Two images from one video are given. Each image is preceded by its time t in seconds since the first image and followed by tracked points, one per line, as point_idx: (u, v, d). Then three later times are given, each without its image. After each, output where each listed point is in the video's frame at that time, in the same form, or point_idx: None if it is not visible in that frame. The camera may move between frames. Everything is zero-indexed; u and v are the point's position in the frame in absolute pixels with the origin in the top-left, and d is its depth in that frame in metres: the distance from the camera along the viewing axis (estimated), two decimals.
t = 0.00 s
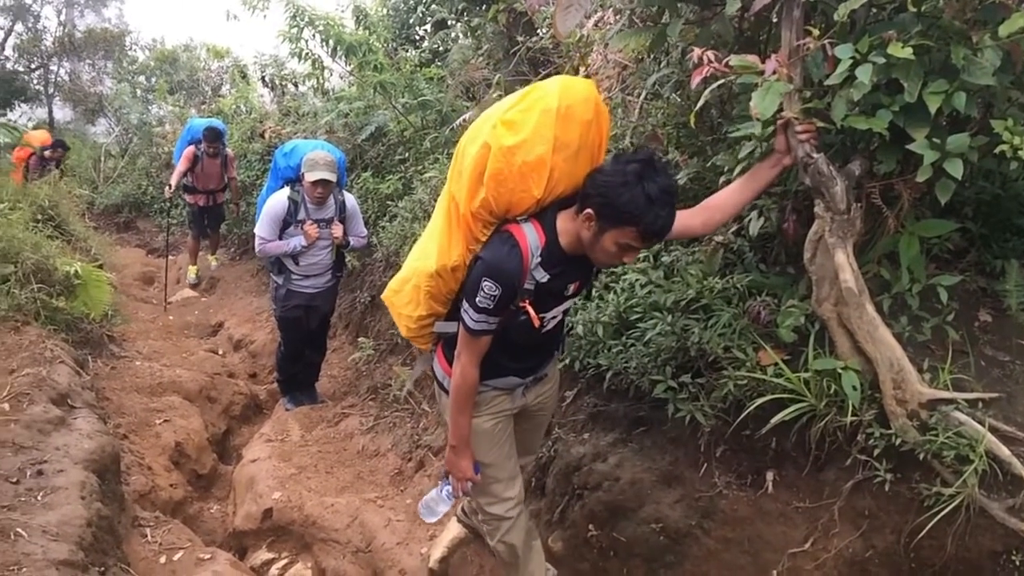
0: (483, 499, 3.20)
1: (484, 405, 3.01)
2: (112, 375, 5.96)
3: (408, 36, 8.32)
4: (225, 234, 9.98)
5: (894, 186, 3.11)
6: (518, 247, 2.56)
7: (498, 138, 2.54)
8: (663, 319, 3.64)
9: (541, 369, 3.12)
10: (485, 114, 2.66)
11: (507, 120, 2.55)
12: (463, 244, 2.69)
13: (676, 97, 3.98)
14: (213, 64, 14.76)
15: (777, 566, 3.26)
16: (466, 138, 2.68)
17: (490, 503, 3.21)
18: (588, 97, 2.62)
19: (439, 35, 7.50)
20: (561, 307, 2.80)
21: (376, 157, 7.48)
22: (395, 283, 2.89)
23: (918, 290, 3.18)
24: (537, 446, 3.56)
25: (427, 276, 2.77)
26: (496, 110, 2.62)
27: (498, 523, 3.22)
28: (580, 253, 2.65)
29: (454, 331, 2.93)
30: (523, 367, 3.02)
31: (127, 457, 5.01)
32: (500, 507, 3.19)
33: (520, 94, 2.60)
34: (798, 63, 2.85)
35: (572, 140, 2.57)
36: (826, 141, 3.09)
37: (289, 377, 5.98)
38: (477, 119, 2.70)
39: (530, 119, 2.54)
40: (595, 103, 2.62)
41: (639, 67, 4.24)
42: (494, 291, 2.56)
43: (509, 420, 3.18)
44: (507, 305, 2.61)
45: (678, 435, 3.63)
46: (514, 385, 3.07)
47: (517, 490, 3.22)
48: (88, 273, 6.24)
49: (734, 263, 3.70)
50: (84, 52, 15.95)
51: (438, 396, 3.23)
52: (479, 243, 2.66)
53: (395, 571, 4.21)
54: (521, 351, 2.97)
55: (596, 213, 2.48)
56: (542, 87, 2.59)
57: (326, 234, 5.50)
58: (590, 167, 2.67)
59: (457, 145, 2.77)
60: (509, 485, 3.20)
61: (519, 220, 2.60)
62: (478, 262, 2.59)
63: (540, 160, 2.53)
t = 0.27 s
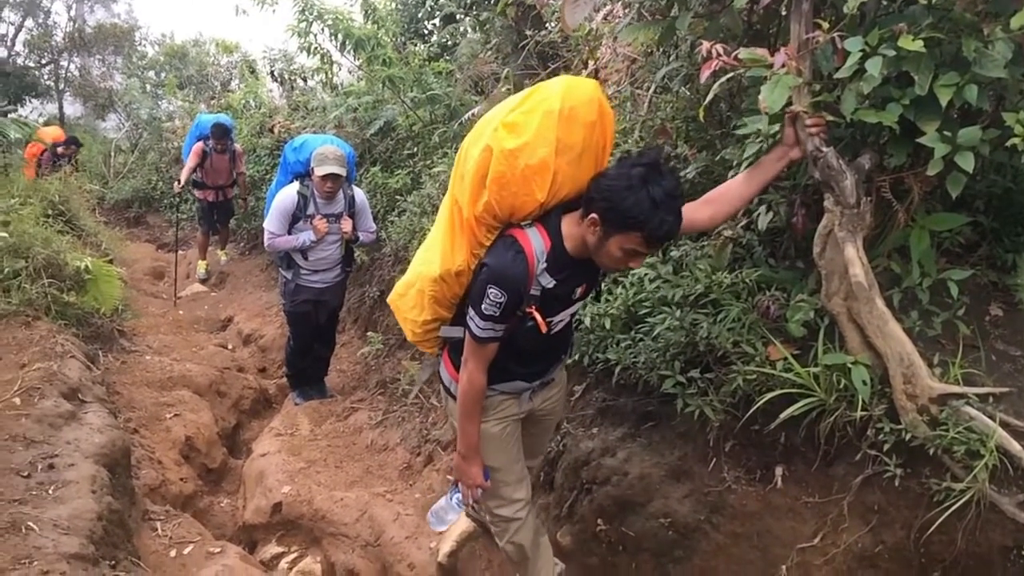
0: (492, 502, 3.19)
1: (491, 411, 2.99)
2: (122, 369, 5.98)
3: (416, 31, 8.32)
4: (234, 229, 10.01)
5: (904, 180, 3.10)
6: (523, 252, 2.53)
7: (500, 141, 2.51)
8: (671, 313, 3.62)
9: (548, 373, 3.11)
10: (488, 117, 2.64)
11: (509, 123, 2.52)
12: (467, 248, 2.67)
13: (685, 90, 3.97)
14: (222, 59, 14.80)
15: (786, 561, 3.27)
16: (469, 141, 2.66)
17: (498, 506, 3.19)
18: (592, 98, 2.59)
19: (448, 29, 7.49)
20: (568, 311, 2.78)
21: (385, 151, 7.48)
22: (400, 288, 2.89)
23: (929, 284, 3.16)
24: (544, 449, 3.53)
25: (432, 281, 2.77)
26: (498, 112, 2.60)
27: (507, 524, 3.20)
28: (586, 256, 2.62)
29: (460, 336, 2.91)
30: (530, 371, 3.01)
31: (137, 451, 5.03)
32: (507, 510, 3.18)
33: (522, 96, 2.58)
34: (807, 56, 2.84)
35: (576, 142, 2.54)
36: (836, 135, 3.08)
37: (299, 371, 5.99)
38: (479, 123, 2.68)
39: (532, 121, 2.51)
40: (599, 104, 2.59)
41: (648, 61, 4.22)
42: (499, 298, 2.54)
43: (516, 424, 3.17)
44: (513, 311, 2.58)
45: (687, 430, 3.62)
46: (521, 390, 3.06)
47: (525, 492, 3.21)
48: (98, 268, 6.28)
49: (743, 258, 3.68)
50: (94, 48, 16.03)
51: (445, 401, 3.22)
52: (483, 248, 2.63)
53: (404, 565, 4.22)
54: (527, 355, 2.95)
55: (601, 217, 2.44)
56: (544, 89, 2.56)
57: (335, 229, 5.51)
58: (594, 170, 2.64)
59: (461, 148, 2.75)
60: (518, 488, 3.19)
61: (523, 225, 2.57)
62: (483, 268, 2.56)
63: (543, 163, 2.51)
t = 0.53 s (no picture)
0: (498, 506, 3.19)
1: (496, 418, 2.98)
2: (129, 364, 6.00)
3: (423, 25, 8.31)
4: (241, 224, 10.03)
5: (911, 175, 3.09)
6: (525, 259, 2.52)
7: (495, 146, 2.49)
8: (677, 309, 3.61)
9: (553, 379, 3.10)
10: (482, 121, 2.62)
11: (503, 128, 2.50)
12: (467, 255, 2.65)
13: (691, 85, 3.96)
14: (229, 54, 14.81)
15: (792, 556, 3.28)
16: (464, 146, 2.64)
17: (504, 510, 3.19)
18: (587, 99, 2.56)
19: (454, 24, 7.48)
20: (572, 317, 2.76)
21: (391, 146, 7.47)
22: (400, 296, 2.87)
23: (936, 279, 3.15)
24: (550, 453, 3.55)
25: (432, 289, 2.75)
26: (493, 116, 2.58)
27: (512, 527, 3.21)
28: (588, 260, 2.60)
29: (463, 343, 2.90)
30: (535, 377, 3.00)
31: (144, 445, 5.05)
32: (513, 513, 3.18)
33: (516, 99, 2.56)
34: (813, 51, 2.85)
35: (573, 145, 2.53)
36: (842, 130, 3.07)
37: (305, 366, 6.01)
38: (474, 127, 2.66)
39: (527, 125, 2.49)
40: (595, 105, 2.57)
41: (655, 56, 4.21)
42: (502, 307, 2.52)
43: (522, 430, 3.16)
44: (516, 320, 2.57)
45: (692, 425, 3.62)
46: (526, 396, 3.05)
47: (530, 496, 3.21)
48: (105, 264, 6.30)
49: (749, 253, 3.68)
50: (101, 44, 16.06)
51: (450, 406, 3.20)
52: (485, 256, 2.60)
53: (410, 560, 4.23)
54: (532, 362, 2.94)
55: (602, 224, 2.43)
56: (538, 92, 2.54)
57: (342, 224, 5.51)
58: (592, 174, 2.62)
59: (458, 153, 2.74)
60: (523, 492, 3.19)
61: (524, 231, 2.56)
62: (485, 277, 2.55)
63: (540, 167, 2.49)
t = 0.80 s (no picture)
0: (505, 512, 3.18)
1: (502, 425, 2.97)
2: (135, 359, 6.02)
3: (427, 20, 8.29)
4: (246, 219, 10.04)
5: (917, 169, 3.09)
6: (528, 267, 2.49)
7: (490, 153, 2.45)
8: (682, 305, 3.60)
9: (560, 382, 3.09)
10: (477, 127, 2.58)
11: (497, 134, 2.46)
12: (467, 263, 2.62)
13: (697, 80, 3.95)
14: (233, 49, 14.81)
15: (797, 552, 3.28)
16: (460, 153, 2.60)
17: (511, 515, 3.19)
18: (581, 101, 2.52)
19: (459, 19, 7.47)
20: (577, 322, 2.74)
21: (396, 142, 7.46)
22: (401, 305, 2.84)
23: (942, 275, 3.14)
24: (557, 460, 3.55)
25: (433, 298, 2.72)
26: (487, 121, 2.53)
27: (518, 531, 3.20)
28: (590, 263, 2.57)
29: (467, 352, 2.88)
30: (541, 383, 2.98)
31: (150, 440, 5.06)
32: (520, 517, 3.18)
33: (510, 104, 2.51)
34: (818, 46, 2.82)
35: (570, 148, 2.48)
36: (847, 125, 3.05)
37: (310, 362, 6.01)
38: (469, 133, 2.62)
39: (522, 130, 2.44)
40: (591, 107, 2.53)
41: (660, 50, 4.20)
42: (505, 316, 2.49)
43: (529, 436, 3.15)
44: (520, 328, 2.54)
45: (696, 421, 3.61)
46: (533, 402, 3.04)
47: (536, 500, 3.20)
48: (111, 259, 6.30)
49: (754, 248, 3.66)
50: (106, 39, 16.05)
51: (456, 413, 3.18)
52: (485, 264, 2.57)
53: (415, 555, 4.24)
54: (538, 369, 2.92)
55: (601, 227, 2.40)
56: (532, 95, 2.50)
57: (347, 220, 5.51)
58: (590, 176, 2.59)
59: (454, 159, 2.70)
60: (529, 496, 3.18)
61: (524, 237, 2.52)
62: (488, 285, 2.52)
63: (536, 172, 2.44)
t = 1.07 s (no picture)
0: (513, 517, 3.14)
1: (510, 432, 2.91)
2: (141, 354, 6.03)
3: (432, 15, 8.28)
4: (251, 215, 10.05)
5: (923, 163, 3.07)
6: (535, 274, 2.42)
7: (488, 161, 2.38)
8: (687, 300, 3.59)
9: (568, 387, 3.02)
10: (472, 135, 2.51)
11: (495, 142, 2.38)
12: (471, 273, 2.56)
13: (703, 74, 3.94)
14: (239, 44, 14.82)
15: (803, 547, 3.28)
16: (456, 162, 2.53)
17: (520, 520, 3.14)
18: (578, 105, 2.47)
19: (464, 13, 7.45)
20: (585, 326, 2.69)
21: (401, 137, 7.45)
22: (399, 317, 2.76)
23: (948, 270, 3.12)
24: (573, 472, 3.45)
25: (435, 309, 2.65)
26: (483, 128, 2.46)
27: (525, 535, 3.17)
28: (595, 265, 2.51)
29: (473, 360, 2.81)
30: (550, 387, 2.92)
31: (155, 435, 5.08)
32: (529, 522, 3.14)
33: (506, 110, 2.44)
34: (824, 40, 2.82)
35: (570, 153, 2.42)
36: (854, 119, 3.05)
37: (316, 356, 6.02)
38: (464, 141, 2.54)
39: (520, 137, 2.37)
40: (589, 111, 2.48)
41: (665, 44, 4.18)
42: (513, 324, 2.42)
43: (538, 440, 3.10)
44: (527, 336, 2.47)
45: (701, 416, 3.61)
46: (542, 407, 2.98)
47: (544, 504, 3.16)
48: (116, 254, 6.34)
49: (760, 243, 3.64)
50: (111, 34, 16.07)
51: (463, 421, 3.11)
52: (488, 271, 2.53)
53: (419, 549, 4.24)
54: (546, 375, 2.85)
55: (603, 230, 2.34)
56: (528, 100, 2.43)
57: (352, 215, 5.51)
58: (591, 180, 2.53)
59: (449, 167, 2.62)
60: (538, 501, 3.14)
61: (528, 245, 2.46)
62: (493, 295, 2.45)
63: (537, 180, 2.37)
